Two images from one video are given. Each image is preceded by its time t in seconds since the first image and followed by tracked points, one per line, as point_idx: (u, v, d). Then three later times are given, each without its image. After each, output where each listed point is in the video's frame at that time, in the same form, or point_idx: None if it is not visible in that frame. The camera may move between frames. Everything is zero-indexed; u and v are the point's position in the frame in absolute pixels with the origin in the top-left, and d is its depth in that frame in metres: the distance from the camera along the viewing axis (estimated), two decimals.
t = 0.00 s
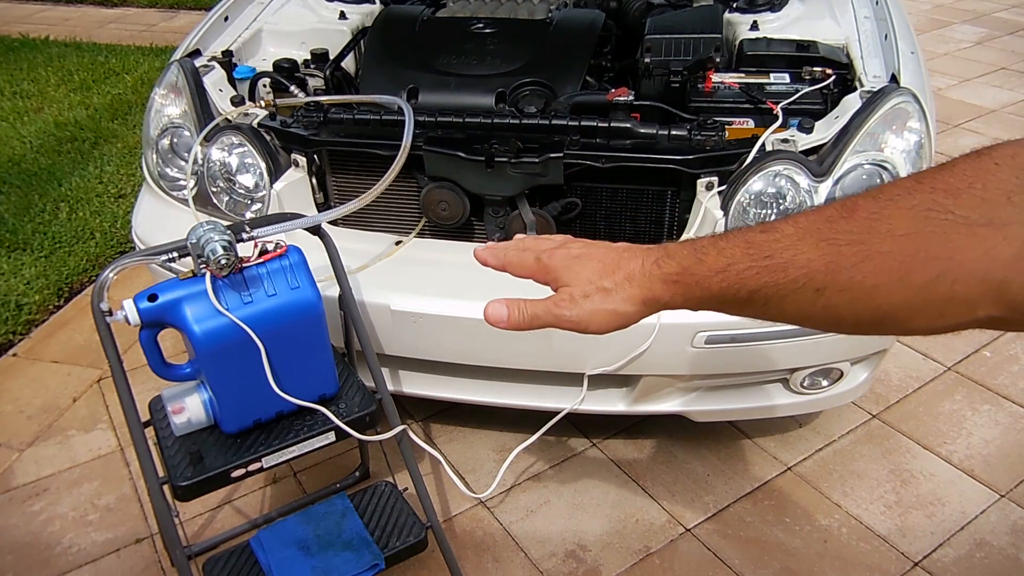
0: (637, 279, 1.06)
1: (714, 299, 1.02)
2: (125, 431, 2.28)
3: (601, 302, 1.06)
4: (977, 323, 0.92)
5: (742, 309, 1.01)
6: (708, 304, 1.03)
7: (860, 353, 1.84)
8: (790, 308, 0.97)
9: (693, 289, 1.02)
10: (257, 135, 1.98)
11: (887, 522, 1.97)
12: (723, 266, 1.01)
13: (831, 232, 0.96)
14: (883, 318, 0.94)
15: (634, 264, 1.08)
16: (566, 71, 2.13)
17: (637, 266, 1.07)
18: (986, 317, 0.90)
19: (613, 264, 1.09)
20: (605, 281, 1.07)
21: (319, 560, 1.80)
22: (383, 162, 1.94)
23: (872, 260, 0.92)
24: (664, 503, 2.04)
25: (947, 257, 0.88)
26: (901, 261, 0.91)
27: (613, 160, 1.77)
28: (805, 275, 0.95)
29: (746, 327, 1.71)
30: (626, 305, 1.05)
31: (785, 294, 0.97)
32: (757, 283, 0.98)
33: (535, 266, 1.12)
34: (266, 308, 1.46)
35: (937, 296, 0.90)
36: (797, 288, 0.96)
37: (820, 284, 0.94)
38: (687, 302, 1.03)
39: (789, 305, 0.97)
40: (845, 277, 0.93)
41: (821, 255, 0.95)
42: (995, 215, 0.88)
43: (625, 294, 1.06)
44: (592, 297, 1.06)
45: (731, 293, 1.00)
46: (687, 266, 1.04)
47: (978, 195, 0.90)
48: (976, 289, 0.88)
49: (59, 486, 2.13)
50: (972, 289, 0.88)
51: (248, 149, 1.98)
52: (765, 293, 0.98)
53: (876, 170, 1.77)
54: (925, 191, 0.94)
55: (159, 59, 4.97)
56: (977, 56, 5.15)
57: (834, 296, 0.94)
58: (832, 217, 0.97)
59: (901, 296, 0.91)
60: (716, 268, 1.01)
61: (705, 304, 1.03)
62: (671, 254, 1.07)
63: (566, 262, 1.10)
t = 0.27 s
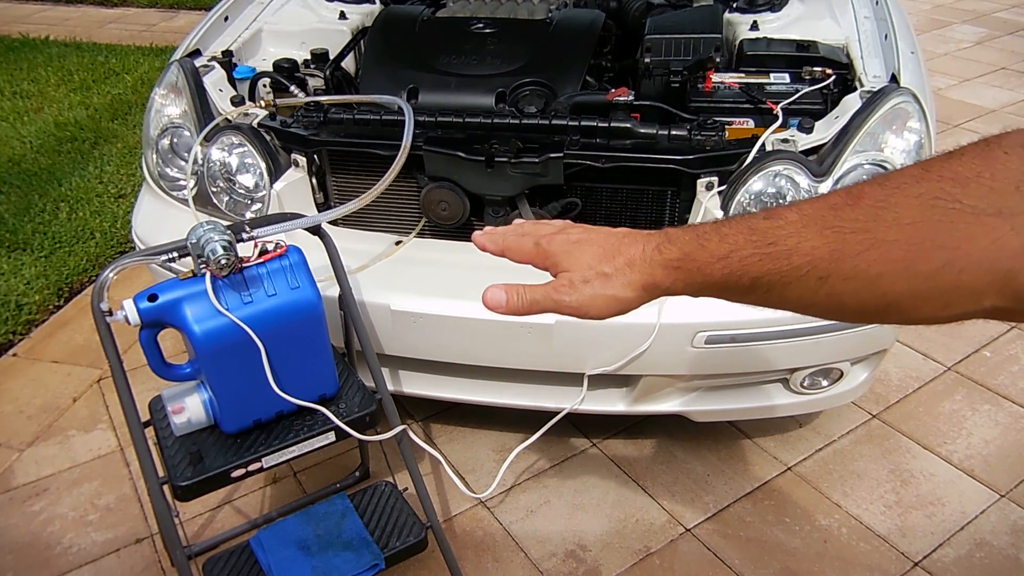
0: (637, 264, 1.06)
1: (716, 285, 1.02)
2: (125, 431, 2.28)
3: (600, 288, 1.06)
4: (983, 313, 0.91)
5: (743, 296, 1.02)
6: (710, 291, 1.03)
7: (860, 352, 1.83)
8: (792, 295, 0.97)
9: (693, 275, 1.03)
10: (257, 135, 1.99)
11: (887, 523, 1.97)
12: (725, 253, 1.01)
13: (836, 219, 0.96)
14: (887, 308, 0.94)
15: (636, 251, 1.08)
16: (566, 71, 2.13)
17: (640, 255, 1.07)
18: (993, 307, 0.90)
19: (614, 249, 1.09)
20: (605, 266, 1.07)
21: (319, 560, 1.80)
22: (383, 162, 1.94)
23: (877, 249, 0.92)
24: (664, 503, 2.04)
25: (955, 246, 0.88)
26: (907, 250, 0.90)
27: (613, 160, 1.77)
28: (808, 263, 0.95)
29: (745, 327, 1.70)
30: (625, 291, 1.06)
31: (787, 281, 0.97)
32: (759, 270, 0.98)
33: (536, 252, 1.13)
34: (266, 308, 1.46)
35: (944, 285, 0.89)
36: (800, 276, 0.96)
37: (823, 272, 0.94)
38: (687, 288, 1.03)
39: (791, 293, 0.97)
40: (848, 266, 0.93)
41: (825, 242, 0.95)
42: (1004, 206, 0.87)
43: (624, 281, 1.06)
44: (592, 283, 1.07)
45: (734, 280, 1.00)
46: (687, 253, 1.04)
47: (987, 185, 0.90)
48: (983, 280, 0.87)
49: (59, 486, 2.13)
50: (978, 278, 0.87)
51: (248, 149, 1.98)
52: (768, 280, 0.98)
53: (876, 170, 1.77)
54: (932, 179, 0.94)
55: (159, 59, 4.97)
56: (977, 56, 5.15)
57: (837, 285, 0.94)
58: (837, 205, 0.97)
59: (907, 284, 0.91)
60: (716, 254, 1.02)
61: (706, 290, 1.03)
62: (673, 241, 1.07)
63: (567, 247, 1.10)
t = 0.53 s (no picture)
0: (631, 207, 1.07)
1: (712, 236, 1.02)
2: (125, 431, 2.28)
3: (590, 227, 1.08)
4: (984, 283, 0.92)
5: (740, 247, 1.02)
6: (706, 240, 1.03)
7: (860, 352, 1.83)
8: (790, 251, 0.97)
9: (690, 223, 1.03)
10: (257, 136, 1.99)
11: (887, 523, 1.97)
12: (725, 202, 1.01)
13: (844, 177, 0.95)
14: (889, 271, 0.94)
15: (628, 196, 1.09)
16: (566, 71, 2.13)
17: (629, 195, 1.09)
18: (995, 276, 0.90)
19: (607, 190, 1.10)
20: (597, 207, 1.09)
21: (319, 560, 1.80)
22: (383, 162, 1.94)
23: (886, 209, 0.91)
24: (664, 503, 2.04)
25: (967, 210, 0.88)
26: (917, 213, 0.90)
27: (613, 160, 1.78)
28: (811, 219, 0.95)
29: (746, 327, 1.70)
30: (615, 233, 1.07)
31: (787, 236, 0.97)
32: (759, 222, 0.98)
33: (523, 187, 1.15)
34: (266, 308, 1.46)
35: (949, 251, 0.89)
36: (802, 232, 0.95)
37: (826, 231, 0.94)
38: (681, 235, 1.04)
39: (790, 247, 0.97)
40: (854, 225, 0.92)
41: (831, 199, 0.94)
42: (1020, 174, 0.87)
43: (614, 221, 1.07)
44: (582, 222, 1.08)
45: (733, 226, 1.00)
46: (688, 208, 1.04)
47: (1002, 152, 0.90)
48: (991, 250, 0.87)
49: (59, 487, 2.13)
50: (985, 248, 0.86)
51: (249, 149, 1.98)
52: (768, 234, 0.98)
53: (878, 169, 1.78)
54: (948, 144, 0.93)
55: (159, 59, 4.97)
56: (977, 56, 5.15)
57: (839, 244, 0.94)
58: (848, 162, 0.97)
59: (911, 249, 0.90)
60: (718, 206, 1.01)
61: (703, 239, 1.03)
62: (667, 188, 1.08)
63: (555, 183, 1.13)
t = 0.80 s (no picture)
0: (626, 160, 1.02)
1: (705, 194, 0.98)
2: (125, 431, 2.28)
3: (581, 177, 1.03)
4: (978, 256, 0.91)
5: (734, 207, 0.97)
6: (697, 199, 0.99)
7: (860, 352, 1.83)
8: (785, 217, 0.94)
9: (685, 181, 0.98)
10: (257, 136, 2.00)
11: (887, 522, 1.97)
12: (724, 164, 0.95)
13: (848, 142, 0.91)
14: (885, 240, 0.92)
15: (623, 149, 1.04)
16: (566, 70, 2.13)
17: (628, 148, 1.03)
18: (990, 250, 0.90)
19: (604, 140, 1.05)
20: (590, 157, 1.03)
21: (319, 560, 1.80)
22: (383, 162, 1.95)
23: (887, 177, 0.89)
24: (664, 503, 2.04)
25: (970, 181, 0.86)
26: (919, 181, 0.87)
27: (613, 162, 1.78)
28: (811, 186, 0.91)
29: (746, 327, 1.70)
30: (606, 190, 1.02)
31: (786, 202, 0.93)
32: (757, 187, 0.93)
33: (518, 122, 1.12)
34: (266, 308, 1.46)
35: (948, 221, 0.88)
36: (800, 198, 0.91)
37: (825, 198, 0.90)
38: (674, 197, 0.99)
39: (788, 215, 0.93)
40: (854, 192, 0.89)
41: (833, 165, 0.90)
42: None
43: (606, 174, 1.02)
44: (574, 170, 1.03)
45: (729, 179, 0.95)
46: (685, 164, 0.98)
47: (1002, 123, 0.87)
48: (991, 223, 0.87)
49: (59, 486, 2.13)
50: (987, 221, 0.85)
51: (249, 149, 1.99)
52: (765, 199, 0.93)
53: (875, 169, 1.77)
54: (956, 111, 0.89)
55: (159, 59, 4.97)
56: (977, 57, 5.15)
57: (838, 212, 0.91)
58: (851, 126, 0.92)
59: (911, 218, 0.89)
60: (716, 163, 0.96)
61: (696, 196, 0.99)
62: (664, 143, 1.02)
63: (552, 123, 1.09)
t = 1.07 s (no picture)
0: (625, 173, 1.02)
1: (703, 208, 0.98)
2: (125, 431, 2.28)
3: (582, 192, 1.03)
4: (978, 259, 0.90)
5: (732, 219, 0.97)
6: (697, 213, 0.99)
7: (860, 352, 1.83)
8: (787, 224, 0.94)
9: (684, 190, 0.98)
10: (257, 136, 2.00)
11: (887, 523, 1.97)
12: (722, 173, 0.96)
13: (844, 148, 0.91)
14: (883, 244, 0.91)
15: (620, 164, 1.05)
16: (566, 71, 2.13)
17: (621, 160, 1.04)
18: (990, 253, 0.88)
19: (602, 153, 1.05)
20: (589, 171, 1.04)
21: (319, 560, 1.80)
22: (383, 162, 1.95)
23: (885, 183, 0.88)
24: (664, 503, 2.04)
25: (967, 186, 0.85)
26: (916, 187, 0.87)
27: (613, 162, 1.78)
28: (809, 193, 0.91)
29: (746, 327, 1.70)
30: (607, 203, 1.02)
31: (784, 210, 0.93)
32: (756, 195, 0.93)
33: (516, 141, 1.12)
34: (266, 308, 1.46)
35: (947, 226, 0.87)
36: (798, 206, 0.92)
37: (824, 204, 0.90)
38: (675, 207, 1.00)
39: (787, 221, 0.93)
40: (852, 198, 0.89)
41: (830, 171, 0.90)
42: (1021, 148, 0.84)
43: (606, 188, 1.03)
44: (574, 185, 1.04)
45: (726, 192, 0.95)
46: (681, 176, 0.98)
47: (997, 127, 0.86)
48: (990, 226, 0.85)
49: (59, 486, 2.13)
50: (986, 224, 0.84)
51: (249, 149, 1.98)
52: (764, 207, 0.93)
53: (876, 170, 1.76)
54: (952, 115, 0.89)
55: (159, 59, 4.97)
56: (977, 56, 5.15)
57: (837, 218, 0.91)
58: (847, 133, 0.92)
59: (909, 222, 0.88)
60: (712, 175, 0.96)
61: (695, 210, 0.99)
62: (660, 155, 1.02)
63: (550, 140, 1.08)
